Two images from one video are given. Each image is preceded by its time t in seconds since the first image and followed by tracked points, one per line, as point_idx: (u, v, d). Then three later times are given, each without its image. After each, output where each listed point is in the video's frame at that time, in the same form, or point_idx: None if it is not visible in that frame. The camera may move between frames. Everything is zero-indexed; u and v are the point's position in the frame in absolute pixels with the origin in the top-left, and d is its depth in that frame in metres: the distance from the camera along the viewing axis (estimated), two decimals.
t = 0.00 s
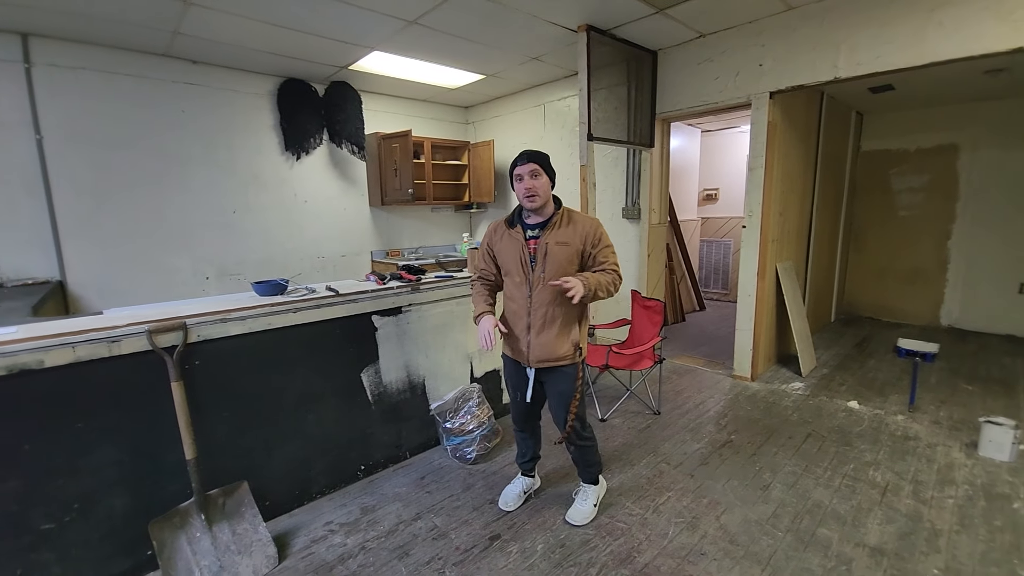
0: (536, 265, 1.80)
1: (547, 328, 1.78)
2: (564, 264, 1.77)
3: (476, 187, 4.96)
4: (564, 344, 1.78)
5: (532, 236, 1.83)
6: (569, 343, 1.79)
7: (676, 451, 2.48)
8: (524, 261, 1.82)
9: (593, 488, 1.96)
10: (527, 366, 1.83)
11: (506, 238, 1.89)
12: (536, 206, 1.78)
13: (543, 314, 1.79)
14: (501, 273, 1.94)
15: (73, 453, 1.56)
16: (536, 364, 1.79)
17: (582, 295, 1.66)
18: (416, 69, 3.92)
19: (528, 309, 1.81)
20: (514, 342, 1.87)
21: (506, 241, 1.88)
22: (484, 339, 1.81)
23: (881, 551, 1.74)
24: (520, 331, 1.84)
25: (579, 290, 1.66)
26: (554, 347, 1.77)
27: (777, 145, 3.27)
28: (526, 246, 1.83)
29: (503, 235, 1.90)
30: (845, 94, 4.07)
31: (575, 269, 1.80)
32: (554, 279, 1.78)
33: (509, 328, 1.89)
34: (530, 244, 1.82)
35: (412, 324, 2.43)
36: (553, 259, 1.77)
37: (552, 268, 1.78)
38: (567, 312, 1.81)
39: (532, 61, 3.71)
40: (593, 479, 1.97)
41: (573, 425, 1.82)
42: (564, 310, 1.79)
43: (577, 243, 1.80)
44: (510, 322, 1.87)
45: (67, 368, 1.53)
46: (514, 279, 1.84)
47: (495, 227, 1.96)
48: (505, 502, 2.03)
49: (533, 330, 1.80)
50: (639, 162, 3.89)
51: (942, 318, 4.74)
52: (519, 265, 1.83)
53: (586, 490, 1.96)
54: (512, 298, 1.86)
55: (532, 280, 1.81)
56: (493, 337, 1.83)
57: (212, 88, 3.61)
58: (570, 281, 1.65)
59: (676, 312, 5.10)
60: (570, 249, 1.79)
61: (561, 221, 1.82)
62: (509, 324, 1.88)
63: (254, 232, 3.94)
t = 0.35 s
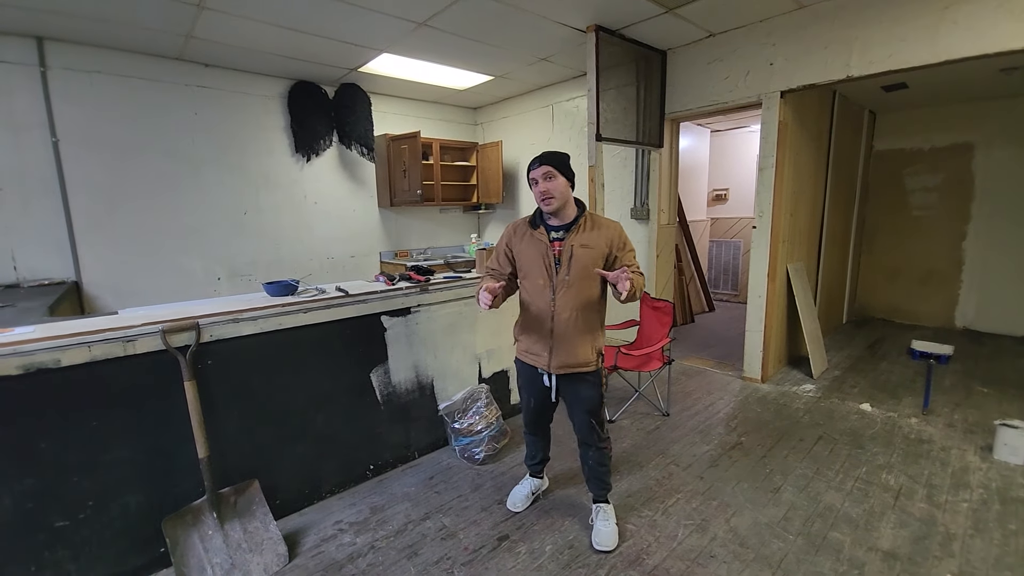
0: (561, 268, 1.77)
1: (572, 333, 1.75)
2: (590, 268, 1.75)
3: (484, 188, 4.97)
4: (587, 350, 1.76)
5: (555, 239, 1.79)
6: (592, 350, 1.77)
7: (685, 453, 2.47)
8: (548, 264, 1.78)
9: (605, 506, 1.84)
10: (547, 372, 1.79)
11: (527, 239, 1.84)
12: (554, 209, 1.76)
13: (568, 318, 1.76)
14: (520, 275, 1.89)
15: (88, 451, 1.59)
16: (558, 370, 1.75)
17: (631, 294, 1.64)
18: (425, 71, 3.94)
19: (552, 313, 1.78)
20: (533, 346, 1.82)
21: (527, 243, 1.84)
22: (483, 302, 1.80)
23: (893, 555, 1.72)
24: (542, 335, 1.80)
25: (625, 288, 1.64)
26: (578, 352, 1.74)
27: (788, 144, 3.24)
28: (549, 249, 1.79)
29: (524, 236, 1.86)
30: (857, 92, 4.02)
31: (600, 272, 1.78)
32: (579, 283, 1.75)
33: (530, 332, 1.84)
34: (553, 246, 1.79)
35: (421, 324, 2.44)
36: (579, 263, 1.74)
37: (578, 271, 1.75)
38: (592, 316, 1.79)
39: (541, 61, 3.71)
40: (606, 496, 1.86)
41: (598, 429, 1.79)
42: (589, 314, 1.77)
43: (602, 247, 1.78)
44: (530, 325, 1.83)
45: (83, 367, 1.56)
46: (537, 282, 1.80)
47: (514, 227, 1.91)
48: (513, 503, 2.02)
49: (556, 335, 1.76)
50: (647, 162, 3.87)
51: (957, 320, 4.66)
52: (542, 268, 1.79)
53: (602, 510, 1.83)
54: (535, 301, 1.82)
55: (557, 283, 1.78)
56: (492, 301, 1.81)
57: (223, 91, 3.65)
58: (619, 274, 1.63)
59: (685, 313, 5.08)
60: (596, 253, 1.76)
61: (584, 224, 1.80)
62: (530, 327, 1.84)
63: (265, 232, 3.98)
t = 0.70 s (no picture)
0: (576, 266, 1.74)
1: (585, 332, 1.71)
2: (608, 265, 1.70)
3: (479, 184, 4.94)
4: (600, 352, 1.71)
5: (573, 235, 1.77)
6: (606, 352, 1.72)
7: (679, 448, 2.48)
8: (565, 260, 1.76)
9: (600, 502, 1.84)
10: (558, 373, 1.75)
11: (545, 235, 1.83)
12: (574, 202, 1.72)
13: (581, 318, 1.72)
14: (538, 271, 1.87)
15: (79, 448, 1.58)
16: (569, 371, 1.72)
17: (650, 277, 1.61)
18: (421, 66, 3.92)
19: (566, 311, 1.74)
20: (546, 345, 1.79)
21: (545, 238, 1.82)
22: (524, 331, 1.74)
23: (884, 549, 1.74)
24: (555, 334, 1.77)
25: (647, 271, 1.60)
26: (591, 353, 1.70)
27: (783, 141, 3.25)
28: (567, 246, 1.77)
29: (542, 231, 1.84)
30: (852, 89, 4.04)
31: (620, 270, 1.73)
32: (596, 281, 1.71)
33: (544, 330, 1.81)
34: (571, 242, 1.76)
35: (416, 321, 2.43)
36: (596, 260, 1.70)
37: (595, 268, 1.71)
38: (609, 317, 1.73)
39: (537, 57, 3.69)
40: (602, 493, 1.86)
41: (606, 431, 1.79)
42: (606, 315, 1.72)
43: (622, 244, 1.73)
44: (545, 323, 1.80)
45: (74, 363, 1.55)
46: (552, 278, 1.78)
47: (534, 222, 1.91)
48: (507, 499, 2.03)
49: (569, 334, 1.73)
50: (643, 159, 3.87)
51: (949, 316, 4.70)
52: (558, 265, 1.76)
53: (596, 506, 1.83)
54: (550, 298, 1.79)
55: (573, 280, 1.74)
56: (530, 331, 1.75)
57: (216, 85, 3.62)
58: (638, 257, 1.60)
59: (680, 309, 5.09)
60: (615, 250, 1.71)
61: (606, 220, 1.77)
62: (545, 325, 1.81)
63: (259, 229, 3.95)
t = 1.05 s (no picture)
0: (580, 260, 1.73)
1: (585, 329, 1.70)
2: (610, 261, 1.68)
3: (477, 176, 4.92)
4: (600, 348, 1.70)
5: (580, 229, 1.76)
6: (608, 349, 1.70)
7: (675, 442, 2.50)
8: (569, 255, 1.76)
9: (597, 495, 1.85)
10: (559, 367, 1.76)
11: (554, 228, 1.83)
12: (580, 195, 1.70)
13: (583, 313, 1.72)
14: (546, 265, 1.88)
15: (74, 438, 1.57)
16: (569, 365, 1.72)
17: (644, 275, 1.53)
18: (419, 56, 3.88)
19: (569, 306, 1.75)
20: (548, 338, 1.81)
21: (553, 232, 1.83)
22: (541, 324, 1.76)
23: (877, 543, 1.76)
24: (557, 328, 1.79)
25: (640, 268, 1.51)
26: (590, 349, 1.70)
27: (783, 136, 3.24)
28: (573, 241, 1.76)
29: (551, 224, 1.85)
30: (852, 85, 4.02)
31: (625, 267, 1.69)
32: (598, 276, 1.70)
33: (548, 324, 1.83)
34: (576, 237, 1.75)
35: (414, 313, 2.43)
36: (600, 254, 1.69)
37: (597, 264, 1.70)
38: (612, 314, 1.71)
39: (537, 48, 3.66)
40: (598, 487, 1.87)
41: (606, 428, 1.79)
42: (608, 312, 1.70)
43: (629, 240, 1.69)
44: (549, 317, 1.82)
45: (68, 353, 1.53)
46: (557, 272, 1.79)
47: (545, 216, 1.91)
48: (507, 494, 2.02)
49: (570, 329, 1.74)
50: (642, 153, 3.85)
51: (944, 313, 4.72)
52: (563, 259, 1.77)
53: (592, 499, 1.84)
54: (555, 292, 1.81)
55: (576, 275, 1.74)
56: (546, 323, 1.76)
57: (212, 73, 3.57)
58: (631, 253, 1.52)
59: (677, 304, 5.10)
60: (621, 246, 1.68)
61: (614, 216, 1.73)
62: (548, 319, 1.82)
63: (256, 219, 3.93)
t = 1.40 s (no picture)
0: (570, 254, 1.73)
1: (578, 322, 1.71)
2: (599, 253, 1.68)
3: (475, 169, 4.89)
4: (592, 341, 1.70)
5: (572, 222, 1.75)
6: (599, 343, 1.70)
7: (673, 433, 2.51)
8: (561, 247, 1.76)
9: (595, 486, 1.86)
10: (554, 360, 1.77)
11: (546, 222, 1.83)
12: (587, 185, 1.68)
13: (573, 308, 1.72)
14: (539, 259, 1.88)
15: (74, 433, 1.57)
16: (562, 359, 1.73)
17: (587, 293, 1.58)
18: (416, 48, 3.85)
19: (560, 300, 1.76)
20: (542, 333, 1.83)
21: (545, 226, 1.83)
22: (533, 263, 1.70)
23: (873, 530, 1.77)
24: (550, 322, 1.79)
25: (581, 287, 1.57)
26: (583, 342, 1.70)
27: (782, 126, 3.22)
28: (564, 234, 1.76)
29: (544, 217, 1.84)
30: (852, 74, 3.99)
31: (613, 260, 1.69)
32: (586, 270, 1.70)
33: (542, 319, 1.84)
34: (568, 230, 1.75)
35: (412, 306, 2.43)
36: (587, 248, 1.69)
37: (586, 257, 1.69)
38: (602, 307, 1.71)
39: (534, 39, 3.63)
40: (596, 477, 1.88)
41: (603, 420, 1.79)
42: (599, 305, 1.70)
43: (618, 231, 1.69)
44: (541, 312, 1.84)
45: (66, 349, 1.53)
46: (549, 266, 1.79)
47: (539, 210, 1.91)
48: (513, 500, 1.93)
49: (562, 323, 1.74)
50: (640, 144, 3.83)
51: (942, 304, 4.73)
52: (554, 253, 1.77)
53: (591, 490, 1.85)
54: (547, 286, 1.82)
55: (567, 269, 1.75)
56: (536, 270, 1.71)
57: (206, 67, 3.54)
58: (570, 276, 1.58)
59: (675, 296, 5.11)
60: (608, 238, 1.68)
61: (605, 207, 1.72)
62: (542, 314, 1.84)
63: (253, 214, 3.91)
